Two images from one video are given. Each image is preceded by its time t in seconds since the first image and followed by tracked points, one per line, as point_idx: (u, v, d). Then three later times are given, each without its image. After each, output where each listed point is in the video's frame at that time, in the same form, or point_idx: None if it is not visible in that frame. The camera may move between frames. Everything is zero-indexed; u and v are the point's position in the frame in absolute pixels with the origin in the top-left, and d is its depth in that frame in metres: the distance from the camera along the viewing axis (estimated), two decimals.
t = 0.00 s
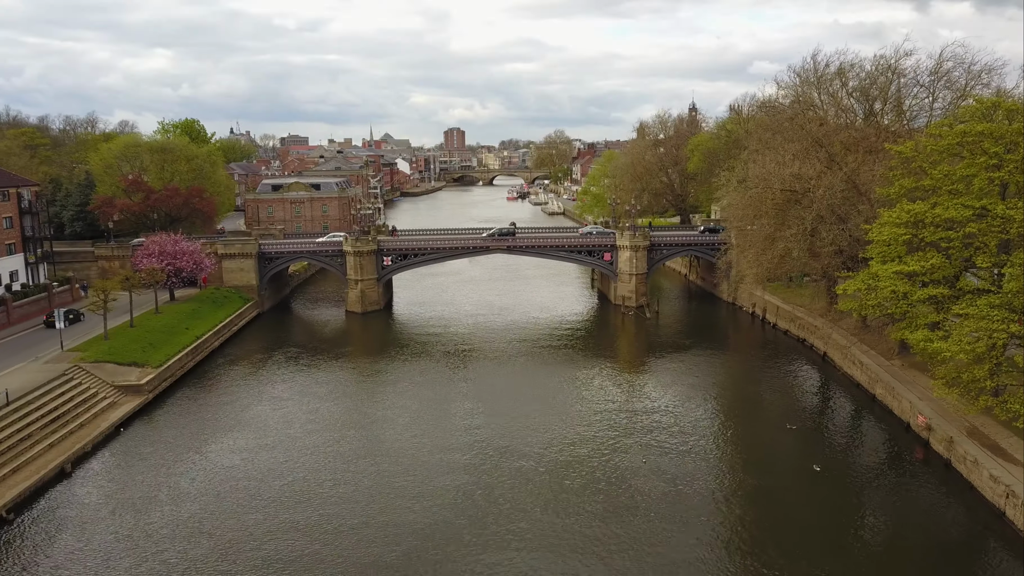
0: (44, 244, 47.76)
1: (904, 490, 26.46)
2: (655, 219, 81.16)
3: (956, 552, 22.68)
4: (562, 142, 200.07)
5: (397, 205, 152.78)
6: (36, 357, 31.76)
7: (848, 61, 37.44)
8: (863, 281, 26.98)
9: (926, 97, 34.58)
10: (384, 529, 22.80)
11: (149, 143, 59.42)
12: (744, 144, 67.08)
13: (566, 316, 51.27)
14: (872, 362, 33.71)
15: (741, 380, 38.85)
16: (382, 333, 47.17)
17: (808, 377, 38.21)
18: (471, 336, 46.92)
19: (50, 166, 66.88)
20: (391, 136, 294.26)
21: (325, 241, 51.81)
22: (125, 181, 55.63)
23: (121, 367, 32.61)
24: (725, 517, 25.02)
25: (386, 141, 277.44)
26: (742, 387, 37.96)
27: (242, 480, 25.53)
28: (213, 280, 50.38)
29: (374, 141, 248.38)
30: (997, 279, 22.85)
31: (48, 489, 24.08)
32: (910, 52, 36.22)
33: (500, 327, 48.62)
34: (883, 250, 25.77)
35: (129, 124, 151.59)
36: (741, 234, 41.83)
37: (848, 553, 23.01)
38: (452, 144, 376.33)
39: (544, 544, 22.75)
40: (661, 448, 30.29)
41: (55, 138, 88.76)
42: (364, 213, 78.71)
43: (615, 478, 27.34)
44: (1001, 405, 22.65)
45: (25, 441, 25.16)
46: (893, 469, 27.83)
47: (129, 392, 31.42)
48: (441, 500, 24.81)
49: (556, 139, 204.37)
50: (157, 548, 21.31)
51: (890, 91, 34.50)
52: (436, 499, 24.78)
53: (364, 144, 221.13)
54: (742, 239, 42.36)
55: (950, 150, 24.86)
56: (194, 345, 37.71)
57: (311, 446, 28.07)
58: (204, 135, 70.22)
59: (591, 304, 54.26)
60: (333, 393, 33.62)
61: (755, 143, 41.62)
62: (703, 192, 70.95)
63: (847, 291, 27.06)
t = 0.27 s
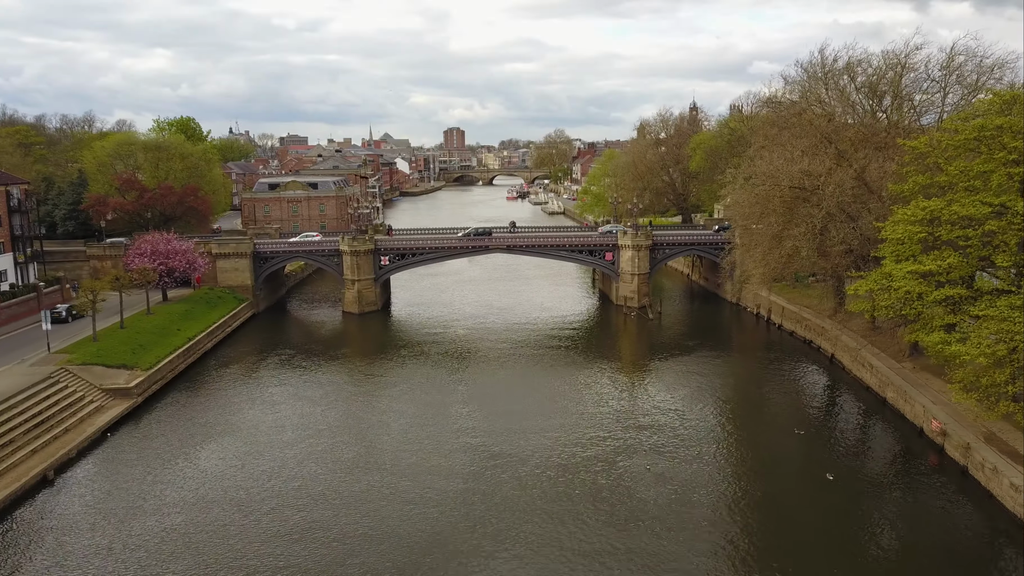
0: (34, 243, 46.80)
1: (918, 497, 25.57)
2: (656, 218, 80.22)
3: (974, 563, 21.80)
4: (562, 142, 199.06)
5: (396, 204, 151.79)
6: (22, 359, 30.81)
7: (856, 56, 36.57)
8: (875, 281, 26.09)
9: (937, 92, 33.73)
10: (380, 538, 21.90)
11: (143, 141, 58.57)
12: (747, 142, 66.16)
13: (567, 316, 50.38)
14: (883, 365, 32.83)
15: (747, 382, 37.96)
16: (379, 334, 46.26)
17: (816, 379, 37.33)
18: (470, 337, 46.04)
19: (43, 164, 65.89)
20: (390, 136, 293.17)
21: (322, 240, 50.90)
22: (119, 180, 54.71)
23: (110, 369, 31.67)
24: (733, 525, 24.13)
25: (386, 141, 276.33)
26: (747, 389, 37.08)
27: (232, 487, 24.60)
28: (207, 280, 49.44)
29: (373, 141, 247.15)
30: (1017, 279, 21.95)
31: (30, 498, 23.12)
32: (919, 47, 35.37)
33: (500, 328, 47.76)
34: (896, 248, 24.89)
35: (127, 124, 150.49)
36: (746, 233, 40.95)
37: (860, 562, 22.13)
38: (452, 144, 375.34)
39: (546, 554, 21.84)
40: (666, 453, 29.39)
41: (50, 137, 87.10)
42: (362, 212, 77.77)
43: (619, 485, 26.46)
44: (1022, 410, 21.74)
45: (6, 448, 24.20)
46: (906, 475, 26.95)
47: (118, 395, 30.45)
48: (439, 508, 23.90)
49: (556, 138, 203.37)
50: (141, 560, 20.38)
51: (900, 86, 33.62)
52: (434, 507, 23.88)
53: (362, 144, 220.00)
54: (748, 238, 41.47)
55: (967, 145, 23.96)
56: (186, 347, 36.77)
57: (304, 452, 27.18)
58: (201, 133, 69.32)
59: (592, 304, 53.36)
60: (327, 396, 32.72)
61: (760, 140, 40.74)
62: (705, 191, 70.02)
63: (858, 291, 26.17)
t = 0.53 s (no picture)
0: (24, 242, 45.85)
1: (932, 505, 24.65)
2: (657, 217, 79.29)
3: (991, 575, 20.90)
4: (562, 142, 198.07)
5: (395, 204, 150.80)
6: (6, 362, 29.86)
7: (865, 50, 35.68)
8: (888, 281, 25.17)
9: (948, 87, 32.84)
10: (373, 549, 20.98)
11: (136, 139, 57.68)
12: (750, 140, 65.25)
13: (567, 317, 49.45)
14: (894, 368, 31.91)
15: (752, 385, 37.06)
16: (376, 336, 45.32)
17: (823, 382, 36.42)
18: (469, 338, 45.13)
19: (36, 163, 64.93)
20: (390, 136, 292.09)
21: (318, 240, 49.96)
22: (111, 178, 53.70)
23: (97, 372, 30.73)
24: (740, 533, 23.23)
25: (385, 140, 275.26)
26: (753, 392, 36.17)
27: (221, 495, 23.67)
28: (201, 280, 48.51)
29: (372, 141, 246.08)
30: None
31: (9, 507, 22.18)
32: (929, 41, 34.49)
33: (499, 330, 46.84)
34: (910, 247, 23.98)
35: (125, 123, 149.41)
36: (751, 233, 40.05)
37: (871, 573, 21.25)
38: (451, 144, 374.36)
39: (547, 565, 20.92)
40: (671, 458, 28.47)
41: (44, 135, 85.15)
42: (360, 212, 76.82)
43: (623, 492, 25.55)
44: None
45: None
46: (920, 482, 26.04)
47: (104, 399, 29.47)
48: (435, 516, 22.98)
49: (556, 138, 202.40)
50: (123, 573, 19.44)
51: (910, 81, 32.73)
52: (430, 516, 22.97)
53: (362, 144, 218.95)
54: (752, 237, 40.57)
55: (984, 140, 23.04)
56: (177, 349, 35.81)
57: (296, 458, 26.26)
58: (196, 131, 68.27)
59: (593, 305, 52.43)
60: (321, 400, 31.80)
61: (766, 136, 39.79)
62: (707, 190, 69.10)
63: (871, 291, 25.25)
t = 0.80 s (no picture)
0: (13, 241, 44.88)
1: (949, 514, 23.71)
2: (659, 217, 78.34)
3: None
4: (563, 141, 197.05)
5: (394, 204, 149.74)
6: None
7: (874, 44, 34.77)
8: (903, 281, 24.22)
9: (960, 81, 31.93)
10: (365, 560, 20.04)
11: (130, 136, 56.74)
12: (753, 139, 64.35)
13: (568, 318, 48.50)
14: (905, 371, 30.99)
15: (758, 388, 36.13)
16: (372, 337, 44.38)
17: (830, 385, 35.50)
18: (467, 339, 44.18)
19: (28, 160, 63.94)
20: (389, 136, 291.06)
21: (313, 239, 49.00)
22: (103, 176, 52.73)
23: (83, 374, 29.76)
24: (749, 543, 22.27)
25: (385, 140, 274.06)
26: (759, 395, 35.23)
27: (207, 503, 22.72)
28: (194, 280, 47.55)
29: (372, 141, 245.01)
30: None
31: None
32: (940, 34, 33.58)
33: (498, 331, 45.90)
34: (925, 245, 23.05)
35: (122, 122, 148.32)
36: (757, 232, 39.17)
37: None
38: (451, 144, 373.35)
39: None
40: (675, 464, 27.52)
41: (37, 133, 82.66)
42: (357, 211, 75.86)
43: (626, 499, 24.62)
44: None
45: None
46: (935, 490, 25.11)
47: (90, 402, 28.50)
48: (431, 525, 22.04)
49: (556, 138, 201.39)
50: None
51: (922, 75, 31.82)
52: (426, 524, 22.03)
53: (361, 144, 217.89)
54: (758, 236, 39.69)
55: (1004, 133, 22.08)
56: (166, 351, 34.82)
57: (286, 464, 25.32)
58: (191, 129, 67.30)
59: (594, 305, 51.47)
60: (314, 404, 30.86)
61: (772, 133, 38.86)
62: (709, 189, 68.16)
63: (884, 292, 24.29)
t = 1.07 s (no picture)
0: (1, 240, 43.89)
1: (966, 522, 22.79)
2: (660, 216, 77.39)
3: None
4: (562, 141, 196.05)
5: (394, 204, 148.82)
6: None
7: (883, 36, 33.83)
8: (918, 279, 23.26)
9: (973, 75, 31.01)
10: (356, 569, 19.14)
11: (122, 133, 55.81)
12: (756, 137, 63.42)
13: (568, 318, 47.54)
14: (917, 373, 30.07)
15: (763, 390, 35.20)
16: (368, 338, 43.42)
17: (839, 387, 34.57)
18: (465, 340, 43.22)
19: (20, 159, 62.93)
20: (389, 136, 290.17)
21: (308, 237, 48.03)
22: (95, 173, 51.78)
23: (67, 377, 28.80)
24: (759, 552, 21.33)
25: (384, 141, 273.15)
26: (765, 398, 34.30)
27: (193, 509, 21.79)
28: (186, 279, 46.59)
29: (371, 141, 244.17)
30: None
31: None
32: (952, 26, 32.65)
33: (496, 332, 44.94)
34: (942, 242, 22.09)
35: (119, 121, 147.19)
36: (763, 230, 38.24)
37: None
38: (451, 144, 372.37)
39: None
40: (680, 469, 26.58)
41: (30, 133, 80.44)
42: (355, 210, 74.87)
43: (629, 506, 23.67)
44: None
45: None
46: (951, 497, 24.18)
47: (74, 405, 27.52)
48: (424, 532, 21.14)
49: (556, 137, 200.39)
50: None
51: (934, 67, 30.86)
52: (419, 532, 21.12)
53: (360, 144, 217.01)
54: (763, 235, 38.78)
55: None
56: (155, 352, 33.86)
57: (275, 470, 24.37)
58: (186, 126, 66.32)
59: (594, 305, 50.50)
60: (306, 407, 29.88)
61: (779, 130, 37.99)
62: (711, 188, 67.19)
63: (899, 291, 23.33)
